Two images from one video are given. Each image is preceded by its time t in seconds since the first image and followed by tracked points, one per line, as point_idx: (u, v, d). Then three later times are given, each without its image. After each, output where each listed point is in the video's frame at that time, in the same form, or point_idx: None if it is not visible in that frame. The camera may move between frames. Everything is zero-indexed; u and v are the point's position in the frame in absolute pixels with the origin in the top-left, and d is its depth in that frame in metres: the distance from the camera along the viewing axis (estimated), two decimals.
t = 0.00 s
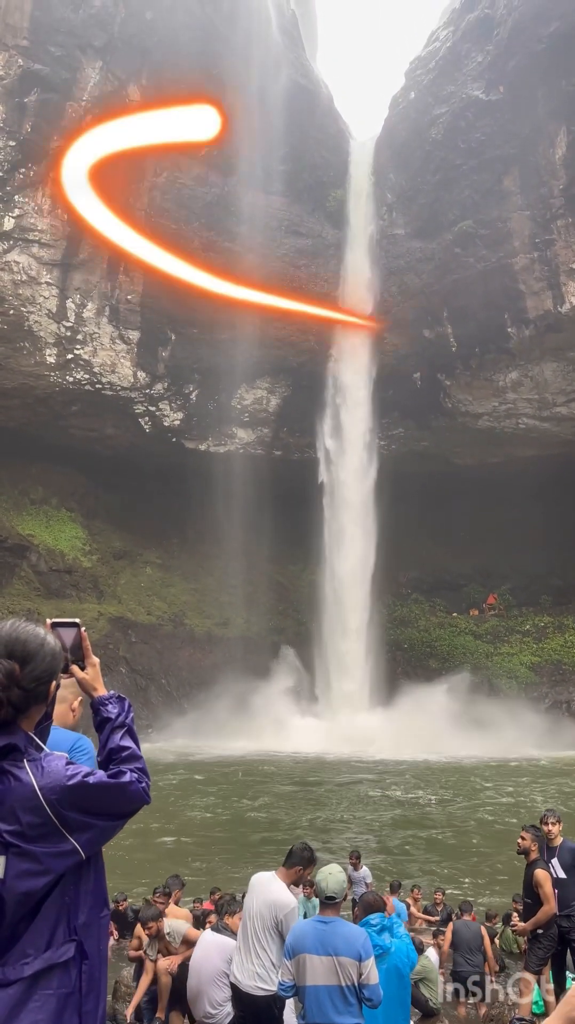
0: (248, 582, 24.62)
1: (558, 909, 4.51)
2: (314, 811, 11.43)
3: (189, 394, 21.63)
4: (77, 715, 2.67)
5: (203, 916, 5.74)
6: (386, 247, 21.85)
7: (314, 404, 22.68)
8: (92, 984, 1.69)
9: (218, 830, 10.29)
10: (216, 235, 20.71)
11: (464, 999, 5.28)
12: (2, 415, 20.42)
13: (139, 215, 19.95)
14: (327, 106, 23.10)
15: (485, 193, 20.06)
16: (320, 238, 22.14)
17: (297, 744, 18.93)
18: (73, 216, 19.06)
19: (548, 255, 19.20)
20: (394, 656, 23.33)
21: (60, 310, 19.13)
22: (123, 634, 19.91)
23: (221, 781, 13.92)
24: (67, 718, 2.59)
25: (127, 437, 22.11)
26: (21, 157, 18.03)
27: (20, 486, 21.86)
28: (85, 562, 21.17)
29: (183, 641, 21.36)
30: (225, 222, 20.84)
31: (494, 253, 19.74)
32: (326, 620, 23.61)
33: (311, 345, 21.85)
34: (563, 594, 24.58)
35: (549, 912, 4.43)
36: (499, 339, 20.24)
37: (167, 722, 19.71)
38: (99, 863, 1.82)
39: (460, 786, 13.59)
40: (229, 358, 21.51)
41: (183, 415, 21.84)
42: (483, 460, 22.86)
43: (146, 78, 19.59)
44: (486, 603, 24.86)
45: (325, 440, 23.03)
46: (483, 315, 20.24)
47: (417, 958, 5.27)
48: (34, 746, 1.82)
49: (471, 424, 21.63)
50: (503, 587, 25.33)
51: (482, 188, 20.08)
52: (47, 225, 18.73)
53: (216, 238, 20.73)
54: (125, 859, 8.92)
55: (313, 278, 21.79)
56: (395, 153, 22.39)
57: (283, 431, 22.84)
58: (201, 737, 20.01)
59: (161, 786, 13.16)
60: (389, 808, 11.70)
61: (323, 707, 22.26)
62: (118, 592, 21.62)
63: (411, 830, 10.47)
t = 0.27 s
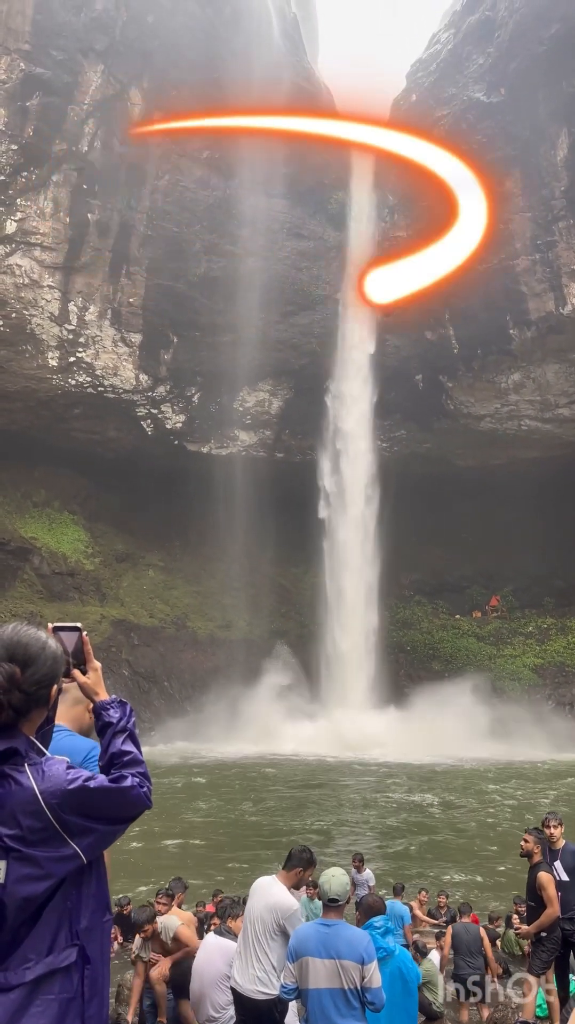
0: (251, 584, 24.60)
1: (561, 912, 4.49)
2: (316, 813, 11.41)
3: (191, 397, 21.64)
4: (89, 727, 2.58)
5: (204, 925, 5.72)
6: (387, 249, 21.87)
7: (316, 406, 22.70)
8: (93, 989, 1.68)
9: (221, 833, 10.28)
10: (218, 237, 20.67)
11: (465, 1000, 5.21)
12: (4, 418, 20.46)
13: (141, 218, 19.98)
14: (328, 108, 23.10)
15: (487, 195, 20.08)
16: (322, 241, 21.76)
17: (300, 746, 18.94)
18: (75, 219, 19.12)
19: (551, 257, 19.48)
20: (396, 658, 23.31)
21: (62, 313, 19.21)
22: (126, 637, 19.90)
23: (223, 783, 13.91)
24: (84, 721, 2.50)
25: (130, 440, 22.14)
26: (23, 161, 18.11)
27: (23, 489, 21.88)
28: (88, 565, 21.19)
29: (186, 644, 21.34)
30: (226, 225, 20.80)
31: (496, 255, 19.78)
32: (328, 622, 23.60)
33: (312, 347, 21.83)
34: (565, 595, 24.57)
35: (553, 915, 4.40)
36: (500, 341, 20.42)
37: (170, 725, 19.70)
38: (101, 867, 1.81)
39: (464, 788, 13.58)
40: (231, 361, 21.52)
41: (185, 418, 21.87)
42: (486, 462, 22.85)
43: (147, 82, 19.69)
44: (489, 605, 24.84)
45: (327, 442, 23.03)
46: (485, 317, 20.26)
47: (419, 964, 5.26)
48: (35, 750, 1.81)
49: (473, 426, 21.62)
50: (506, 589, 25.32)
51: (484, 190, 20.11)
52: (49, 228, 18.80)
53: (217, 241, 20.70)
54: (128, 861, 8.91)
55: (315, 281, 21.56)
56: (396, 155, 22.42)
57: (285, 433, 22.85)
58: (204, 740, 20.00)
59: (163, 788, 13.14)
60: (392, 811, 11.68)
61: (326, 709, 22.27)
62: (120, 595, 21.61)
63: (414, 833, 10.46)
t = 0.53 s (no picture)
0: (254, 586, 24.58)
1: (566, 914, 4.46)
2: (319, 814, 11.41)
3: (194, 398, 21.64)
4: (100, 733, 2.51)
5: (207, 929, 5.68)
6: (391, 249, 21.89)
7: (319, 407, 22.72)
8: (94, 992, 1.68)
9: (224, 834, 10.26)
10: (221, 239, 20.66)
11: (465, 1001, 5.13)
12: (8, 420, 20.54)
13: (144, 220, 20.02)
14: (331, 109, 23.13)
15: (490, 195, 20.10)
16: (325, 241, 21.82)
17: (304, 747, 18.90)
18: (78, 221, 19.20)
19: (554, 258, 19.52)
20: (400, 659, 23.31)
21: (66, 314, 19.38)
22: (129, 637, 19.92)
23: (227, 784, 13.93)
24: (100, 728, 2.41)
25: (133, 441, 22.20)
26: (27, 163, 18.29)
27: (26, 490, 21.94)
28: (91, 566, 21.23)
29: (189, 645, 21.34)
30: (229, 225, 20.77)
31: (499, 255, 19.80)
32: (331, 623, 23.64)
33: (316, 349, 21.75)
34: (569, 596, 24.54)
35: (557, 916, 4.37)
36: (504, 341, 20.47)
37: (174, 726, 19.72)
38: (102, 869, 1.81)
39: (468, 790, 13.55)
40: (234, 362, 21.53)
41: (188, 419, 21.88)
42: (489, 463, 22.82)
43: (150, 83, 19.78)
44: (492, 606, 24.83)
45: (330, 444, 23.04)
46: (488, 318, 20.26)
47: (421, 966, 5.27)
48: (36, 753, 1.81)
49: (477, 427, 21.60)
50: (509, 590, 25.31)
51: (487, 191, 20.04)
52: (52, 230, 18.92)
53: (221, 242, 20.62)
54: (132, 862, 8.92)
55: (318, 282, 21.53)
56: (399, 156, 22.38)
57: (288, 434, 22.84)
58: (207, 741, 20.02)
59: (167, 789, 13.14)
60: (396, 811, 11.68)
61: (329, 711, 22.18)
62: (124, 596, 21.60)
63: (418, 834, 10.44)
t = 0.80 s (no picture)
0: (259, 586, 24.57)
1: (571, 914, 4.45)
2: (324, 814, 11.41)
3: (199, 398, 21.64)
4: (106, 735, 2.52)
5: (212, 929, 5.67)
6: (395, 249, 21.89)
7: (323, 407, 22.68)
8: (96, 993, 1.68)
9: (229, 834, 10.27)
10: (226, 239, 20.74)
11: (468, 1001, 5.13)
12: (13, 420, 20.54)
13: (148, 220, 20.02)
14: (334, 109, 23.14)
15: (494, 194, 20.08)
16: (329, 241, 21.99)
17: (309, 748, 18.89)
18: (82, 221, 19.17)
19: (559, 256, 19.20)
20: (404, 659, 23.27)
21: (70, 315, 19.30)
22: (133, 637, 19.89)
23: (231, 784, 13.94)
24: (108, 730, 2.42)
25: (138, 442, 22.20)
26: (30, 163, 18.15)
27: (31, 491, 21.94)
28: (96, 566, 21.24)
29: (194, 645, 21.34)
30: (233, 225, 20.83)
31: (504, 254, 19.78)
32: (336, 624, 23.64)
33: (320, 348, 21.73)
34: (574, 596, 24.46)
35: (562, 917, 4.36)
36: (508, 342, 20.16)
37: (179, 726, 19.72)
38: (105, 871, 1.82)
39: (471, 789, 13.55)
40: (238, 362, 21.50)
41: (192, 419, 21.89)
42: (494, 463, 22.77)
43: (155, 84, 19.84)
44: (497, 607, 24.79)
45: (334, 444, 23.01)
46: (493, 317, 20.19)
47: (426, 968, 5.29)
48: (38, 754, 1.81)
49: (481, 427, 21.55)
50: (514, 590, 25.29)
51: (490, 190, 20.12)
52: (56, 231, 18.86)
53: (224, 242, 20.71)
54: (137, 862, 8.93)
55: (322, 282, 21.55)
56: (404, 156, 22.39)
57: (292, 434, 22.83)
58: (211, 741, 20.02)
59: (172, 790, 13.15)
60: (401, 811, 11.68)
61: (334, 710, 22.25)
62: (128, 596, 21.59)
63: (422, 834, 10.42)
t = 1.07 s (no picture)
0: (263, 585, 24.60)
1: None
2: (328, 812, 11.43)
3: (203, 396, 21.66)
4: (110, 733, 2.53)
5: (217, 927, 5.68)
6: (400, 247, 21.84)
7: (328, 405, 22.67)
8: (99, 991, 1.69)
9: (233, 833, 10.29)
10: (230, 237, 20.76)
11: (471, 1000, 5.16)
12: (18, 419, 20.58)
13: (153, 218, 20.02)
14: (339, 106, 23.08)
15: (499, 192, 20.04)
16: (334, 239, 21.96)
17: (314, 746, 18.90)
18: (87, 220, 19.17)
19: (564, 254, 19.09)
20: (409, 658, 23.27)
21: (75, 314, 19.31)
22: (138, 636, 19.90)
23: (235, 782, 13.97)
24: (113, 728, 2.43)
25: (143, 440, 22.21)
26: (36, 161, 18.12)
27: (36, 489, 21.99)
28: (101, 564, 21.28)
29: (198, 643, 21.36)
30: (238, 224, 20.83)
31: (509, 252, 19.74)
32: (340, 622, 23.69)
33: (324, 347, 21.71)
34: None
35: (566, 916, 4.36)
36: (513, 340, 20.22)
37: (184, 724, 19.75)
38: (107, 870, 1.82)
39: (475, 787, 13.56)
40: (243, 361, 21.50)
41: (197, 417, 21.89)
42: (499, 461, 22.73)
43: (159, 82, 19.83)
44: (502, 605, 24.81)
45: (339, 442, 23.01)
46: (498, 315, 20.17)
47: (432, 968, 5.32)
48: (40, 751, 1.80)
49: (486, 426, 21.53)
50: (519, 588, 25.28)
51: (495, 189, 20.10)
52: (62, 229, 18.86)
53: (229, 240, 20.70)
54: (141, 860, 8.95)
55: (327, 280, 21.53)
56: (409, 153, 22.30)
57: (297, 432, 22.83)
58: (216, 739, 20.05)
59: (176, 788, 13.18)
60: (405, 809, 11.70)
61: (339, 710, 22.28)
62: (133, 595, 21.60)
63: (427, 832, 10.43)
